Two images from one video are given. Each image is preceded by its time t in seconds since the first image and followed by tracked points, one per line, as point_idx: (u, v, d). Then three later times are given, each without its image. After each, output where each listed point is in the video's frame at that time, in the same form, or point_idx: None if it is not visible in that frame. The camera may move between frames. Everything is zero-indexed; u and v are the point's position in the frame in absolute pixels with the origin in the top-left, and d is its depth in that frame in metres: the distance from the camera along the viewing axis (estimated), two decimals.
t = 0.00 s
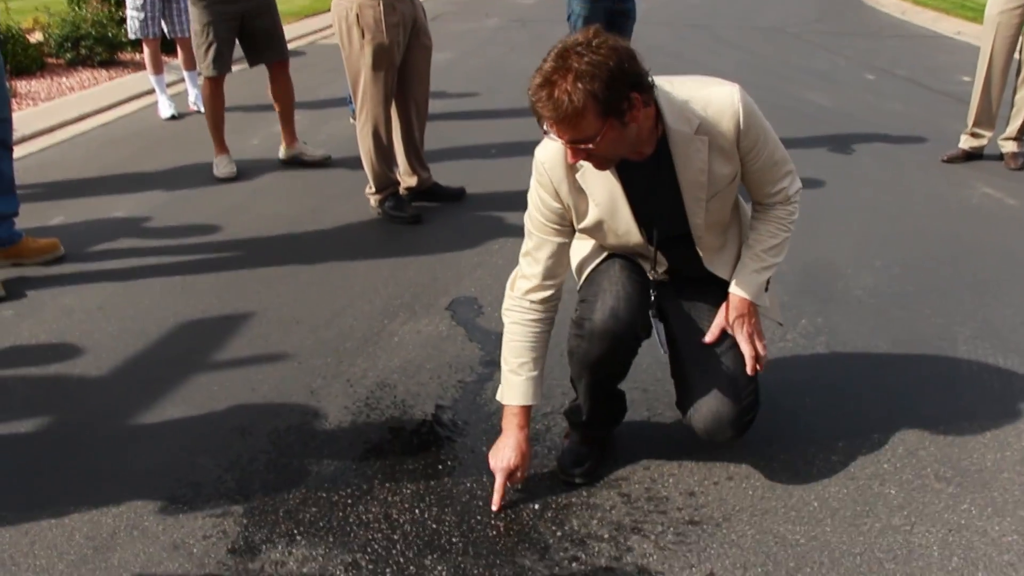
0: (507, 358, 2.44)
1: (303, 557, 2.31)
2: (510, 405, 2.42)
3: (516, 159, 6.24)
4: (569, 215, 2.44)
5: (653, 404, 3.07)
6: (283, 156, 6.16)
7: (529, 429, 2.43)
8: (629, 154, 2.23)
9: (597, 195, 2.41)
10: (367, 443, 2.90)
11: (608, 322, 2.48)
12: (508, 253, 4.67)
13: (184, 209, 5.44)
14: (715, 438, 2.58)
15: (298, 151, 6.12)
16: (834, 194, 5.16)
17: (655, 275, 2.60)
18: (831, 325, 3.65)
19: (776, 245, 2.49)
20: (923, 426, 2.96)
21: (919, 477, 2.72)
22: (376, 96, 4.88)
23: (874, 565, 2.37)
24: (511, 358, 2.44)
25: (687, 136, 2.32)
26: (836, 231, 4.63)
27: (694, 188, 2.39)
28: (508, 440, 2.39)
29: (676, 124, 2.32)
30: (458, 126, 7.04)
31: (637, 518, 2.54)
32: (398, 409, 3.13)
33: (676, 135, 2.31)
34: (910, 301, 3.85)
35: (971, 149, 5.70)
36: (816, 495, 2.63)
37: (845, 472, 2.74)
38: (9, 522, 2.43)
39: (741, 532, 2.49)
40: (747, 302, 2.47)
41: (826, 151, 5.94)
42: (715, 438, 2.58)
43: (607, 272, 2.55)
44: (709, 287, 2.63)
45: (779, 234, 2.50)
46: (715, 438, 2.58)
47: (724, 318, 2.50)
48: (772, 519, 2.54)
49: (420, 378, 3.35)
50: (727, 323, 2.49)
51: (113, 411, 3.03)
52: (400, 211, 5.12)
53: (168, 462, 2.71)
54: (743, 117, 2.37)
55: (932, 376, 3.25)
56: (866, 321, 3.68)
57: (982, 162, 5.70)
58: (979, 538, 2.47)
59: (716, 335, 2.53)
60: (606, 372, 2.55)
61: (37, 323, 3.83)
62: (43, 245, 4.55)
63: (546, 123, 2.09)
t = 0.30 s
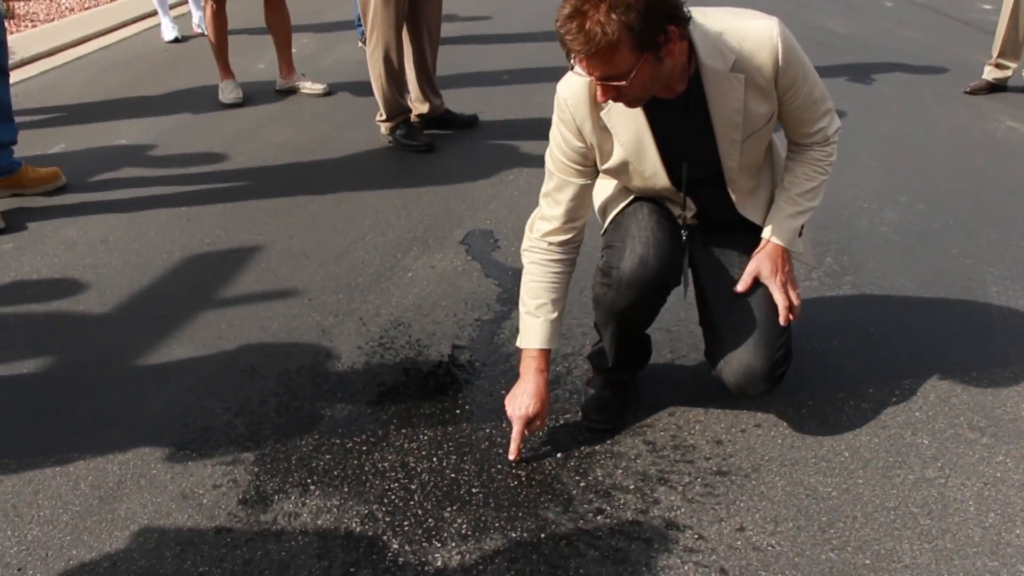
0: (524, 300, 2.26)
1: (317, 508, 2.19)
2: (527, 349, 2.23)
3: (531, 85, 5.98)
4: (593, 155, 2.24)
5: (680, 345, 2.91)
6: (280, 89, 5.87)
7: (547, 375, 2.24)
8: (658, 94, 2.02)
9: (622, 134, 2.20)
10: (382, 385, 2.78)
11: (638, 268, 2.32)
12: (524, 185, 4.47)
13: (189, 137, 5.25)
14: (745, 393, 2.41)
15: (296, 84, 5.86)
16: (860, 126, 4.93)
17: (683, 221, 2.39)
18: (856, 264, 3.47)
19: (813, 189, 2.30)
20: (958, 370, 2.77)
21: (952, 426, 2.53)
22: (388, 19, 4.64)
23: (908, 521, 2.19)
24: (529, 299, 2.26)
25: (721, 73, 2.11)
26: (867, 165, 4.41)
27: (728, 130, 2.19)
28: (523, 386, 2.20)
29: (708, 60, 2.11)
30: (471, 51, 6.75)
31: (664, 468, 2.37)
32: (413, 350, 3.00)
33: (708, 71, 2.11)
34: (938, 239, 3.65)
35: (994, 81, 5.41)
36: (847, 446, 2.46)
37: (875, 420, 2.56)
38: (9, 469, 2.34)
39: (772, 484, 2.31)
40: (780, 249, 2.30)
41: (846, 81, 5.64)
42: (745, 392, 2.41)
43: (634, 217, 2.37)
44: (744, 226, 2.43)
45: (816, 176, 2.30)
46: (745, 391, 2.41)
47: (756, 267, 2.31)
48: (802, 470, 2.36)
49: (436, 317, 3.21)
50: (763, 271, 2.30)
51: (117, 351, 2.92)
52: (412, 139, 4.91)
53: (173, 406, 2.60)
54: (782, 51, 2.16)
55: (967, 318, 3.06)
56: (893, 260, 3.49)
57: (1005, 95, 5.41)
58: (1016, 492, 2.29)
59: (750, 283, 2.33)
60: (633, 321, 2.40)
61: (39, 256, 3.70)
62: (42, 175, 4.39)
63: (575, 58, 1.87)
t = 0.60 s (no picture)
0: (545, 254, 2.12)
1: (333, 453, 2.14)
2: (541, 305, 2.10)
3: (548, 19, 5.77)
4: (626, 103, 2.11)
5: (705, 290, 2.82)
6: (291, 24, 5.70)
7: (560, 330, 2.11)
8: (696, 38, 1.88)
9: (658, 83, 2.06)
10: (397, 327, 2.71)
11: (674, 217, 2.20)
12: (541, 122, 4.33)
13: (199, 71, 5.12)
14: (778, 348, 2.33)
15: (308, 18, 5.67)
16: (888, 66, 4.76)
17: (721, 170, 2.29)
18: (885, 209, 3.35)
19: (853, 138, 2.17)
20: (992, 319, 2.67)
21: (983, 378, 2.45)
22: None
23: (938, 477, 2.12)
24: (548, 253, 2.12)
25: (764, 18, 1.96)
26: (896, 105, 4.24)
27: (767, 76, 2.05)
28: (533, 346, 2.07)
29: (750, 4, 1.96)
30: None
31: (688, 416, 2.30)
32: (429, 291, 2.92)
33: (750, 16, 1.96)
34: (970, 184, 3.52)
35: None
36: (875, 396, 2.38)
37: (904, 371, 2.48)
38: (20, 410, 2.30)
39: (798, 434, 2.24)
40: (817, 200, 2.19)
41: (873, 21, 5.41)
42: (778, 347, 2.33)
43: (668, 165, 2.26)
44: (778, 171, 2.31)
45: (856, 125, 2.17)
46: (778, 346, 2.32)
47: (791, 219, 2.21)
48: (829, 421, 2.29)
49: (453, 257, 3.13)
50: (799, 224, 2.20)
51: (128, 291, 2.86)
52: (426, 74, 4.78)
53: (185, 348, 2.55)
54: None
55: (1001, 265, 2.94)
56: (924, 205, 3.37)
57: None
58: None
59: (785, 236, 2.23)
60: (665, 272, 2.29)
61: (48, 193, 3.63)
62: (50, 109, 4.29)
63: None
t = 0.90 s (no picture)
0: (562, 225, 2.07)
1: (344, 416, 2.10)
2: (555, 277, 2.07)
3: None
4: (650, 73, 2.02)
5: (729, 255, 2.73)
6: None
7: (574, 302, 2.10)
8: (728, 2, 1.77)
9: (685, 51, 1.97)
10: (412, 288, 2.65)
11: (699, 184, 2.11)
12: (564, 78, 4.21)
13: (216, 23, 5.03)
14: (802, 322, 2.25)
15: None
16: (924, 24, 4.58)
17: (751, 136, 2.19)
18: (917, 173, 3.22)
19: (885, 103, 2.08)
20: None
21: (1014, 351, 2.36)
22: None
23: (964, 453, 2.05)
24: (565, 224, 2.07)
25: None
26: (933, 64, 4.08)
27: (799, 41, 1.95)
28: (550, 323, 2.07)
29: None
30: None
31: (707, 385, 2.24)
32: (445, 251, 2.86)
33: None
34: (1007, 148, 3.38)
35: None
36: (902, 368, 2.30)
37: (932, 342, 2.39)
38: (29, 368, 2.28)
39: (820, 405, 2.17)
40: (847, 168, 2.11)
41: None
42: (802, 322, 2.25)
43: (693, 130, 2.16)
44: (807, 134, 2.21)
45: (889, 89, 2.07)
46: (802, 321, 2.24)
47: (821, 187, 2.12)
48: (853, 392, 2.22)
49: (470, 216, 3.05)
50: (829, 194, 2.12)
51: (139, 248, 2.82)
52: (448, 29, 4.67)
53: (195, 307, 2.51)
54: None
55: None
56: (958, 170, 3.24)
57: None
58: None
59: (813, 206, 2.14)
60: (690, 240, 2.21)
61: (62, 147, 3.59)
62: (63, 62, 4.22)
63: None
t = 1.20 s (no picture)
0: (564, 210, 1.99)
1: (346, 409, 2.07)
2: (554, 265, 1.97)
3: None
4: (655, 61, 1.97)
5: (744, 250, 2.67)
6: None
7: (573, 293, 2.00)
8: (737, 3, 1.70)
9: (689, 43, 1.92)
10: (420, 278, 2.61)
11: (709, 182, 2.06)
12: (582, 66, 4.15)
13: (233, 5, 5.00)
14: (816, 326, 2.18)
15: None
16: (952, 16, 4.47)
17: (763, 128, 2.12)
18: (940, 169, 3.14)
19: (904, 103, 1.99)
20: None
21: None
22: None
23: (980, 460, 1.98)
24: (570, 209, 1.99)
25: None
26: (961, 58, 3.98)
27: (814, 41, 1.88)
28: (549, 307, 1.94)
29: None
30: None
31: (718, 384, 2.19)
32: (455, 241, 2.81)
33: None
34: None
35: None
36: (918, 370, 2.24)
37: (951, 345, 2.33)
38: (32, 353, 2.27)
39: (833, 408, 2.12)
40: (862, 170, 2.03)
41: None
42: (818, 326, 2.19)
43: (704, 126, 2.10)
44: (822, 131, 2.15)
45: (909, 88, 1.99)
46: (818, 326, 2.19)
47: (836, 187, 2.06)
48: (866, 395, 2.16)
49: (482, 206, 3.01)
50: (842, 195, 2.05)
51: (147, 232, 2.80)
52: (466, 14, 4.62)
53: (200, 293, 2.49)
54: None
55: None
56: (981, 166, 3.15)
57: None
58: None
59: (826, 207, 2.09)
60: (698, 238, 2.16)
61: (74, 128, 3.57)
62: (79, 42, 4.20)
63: None
